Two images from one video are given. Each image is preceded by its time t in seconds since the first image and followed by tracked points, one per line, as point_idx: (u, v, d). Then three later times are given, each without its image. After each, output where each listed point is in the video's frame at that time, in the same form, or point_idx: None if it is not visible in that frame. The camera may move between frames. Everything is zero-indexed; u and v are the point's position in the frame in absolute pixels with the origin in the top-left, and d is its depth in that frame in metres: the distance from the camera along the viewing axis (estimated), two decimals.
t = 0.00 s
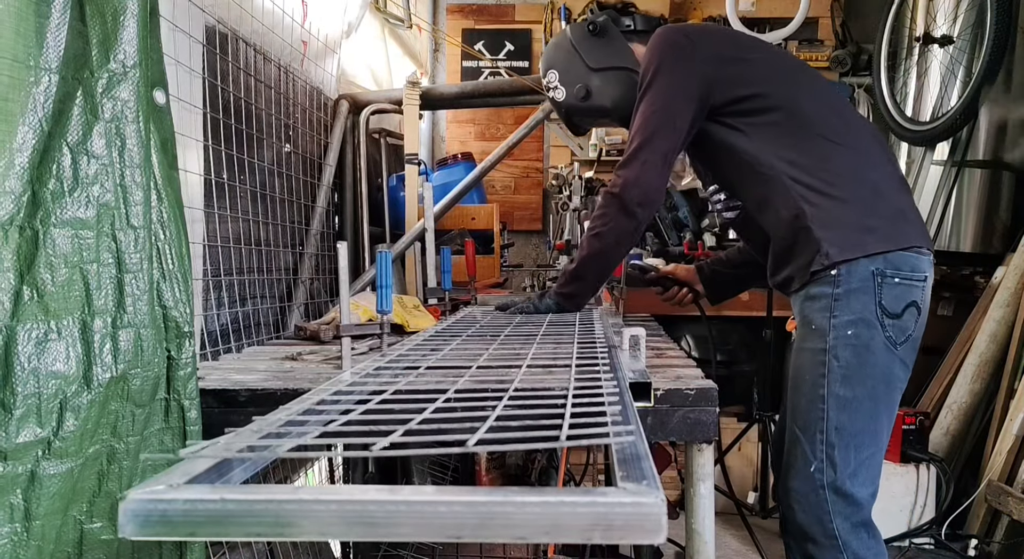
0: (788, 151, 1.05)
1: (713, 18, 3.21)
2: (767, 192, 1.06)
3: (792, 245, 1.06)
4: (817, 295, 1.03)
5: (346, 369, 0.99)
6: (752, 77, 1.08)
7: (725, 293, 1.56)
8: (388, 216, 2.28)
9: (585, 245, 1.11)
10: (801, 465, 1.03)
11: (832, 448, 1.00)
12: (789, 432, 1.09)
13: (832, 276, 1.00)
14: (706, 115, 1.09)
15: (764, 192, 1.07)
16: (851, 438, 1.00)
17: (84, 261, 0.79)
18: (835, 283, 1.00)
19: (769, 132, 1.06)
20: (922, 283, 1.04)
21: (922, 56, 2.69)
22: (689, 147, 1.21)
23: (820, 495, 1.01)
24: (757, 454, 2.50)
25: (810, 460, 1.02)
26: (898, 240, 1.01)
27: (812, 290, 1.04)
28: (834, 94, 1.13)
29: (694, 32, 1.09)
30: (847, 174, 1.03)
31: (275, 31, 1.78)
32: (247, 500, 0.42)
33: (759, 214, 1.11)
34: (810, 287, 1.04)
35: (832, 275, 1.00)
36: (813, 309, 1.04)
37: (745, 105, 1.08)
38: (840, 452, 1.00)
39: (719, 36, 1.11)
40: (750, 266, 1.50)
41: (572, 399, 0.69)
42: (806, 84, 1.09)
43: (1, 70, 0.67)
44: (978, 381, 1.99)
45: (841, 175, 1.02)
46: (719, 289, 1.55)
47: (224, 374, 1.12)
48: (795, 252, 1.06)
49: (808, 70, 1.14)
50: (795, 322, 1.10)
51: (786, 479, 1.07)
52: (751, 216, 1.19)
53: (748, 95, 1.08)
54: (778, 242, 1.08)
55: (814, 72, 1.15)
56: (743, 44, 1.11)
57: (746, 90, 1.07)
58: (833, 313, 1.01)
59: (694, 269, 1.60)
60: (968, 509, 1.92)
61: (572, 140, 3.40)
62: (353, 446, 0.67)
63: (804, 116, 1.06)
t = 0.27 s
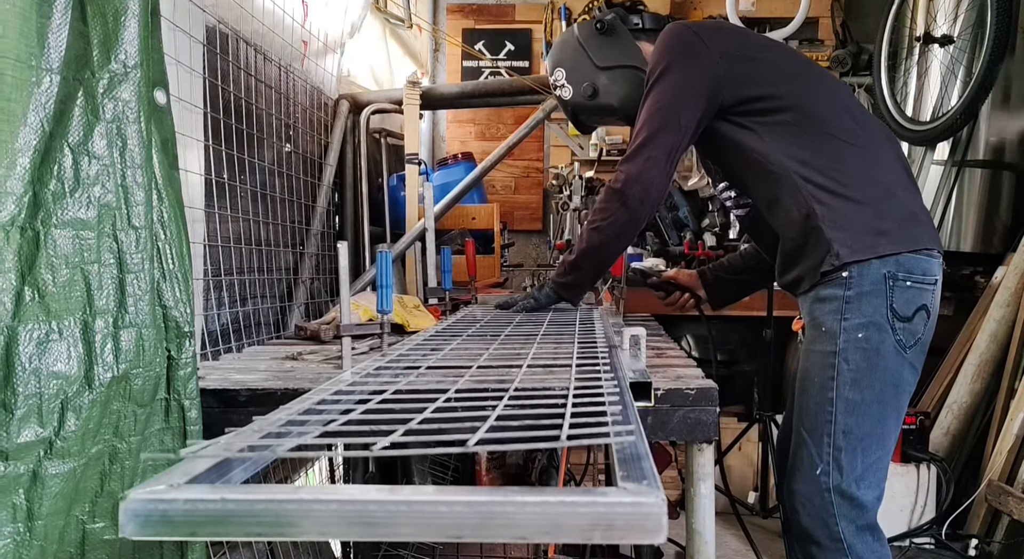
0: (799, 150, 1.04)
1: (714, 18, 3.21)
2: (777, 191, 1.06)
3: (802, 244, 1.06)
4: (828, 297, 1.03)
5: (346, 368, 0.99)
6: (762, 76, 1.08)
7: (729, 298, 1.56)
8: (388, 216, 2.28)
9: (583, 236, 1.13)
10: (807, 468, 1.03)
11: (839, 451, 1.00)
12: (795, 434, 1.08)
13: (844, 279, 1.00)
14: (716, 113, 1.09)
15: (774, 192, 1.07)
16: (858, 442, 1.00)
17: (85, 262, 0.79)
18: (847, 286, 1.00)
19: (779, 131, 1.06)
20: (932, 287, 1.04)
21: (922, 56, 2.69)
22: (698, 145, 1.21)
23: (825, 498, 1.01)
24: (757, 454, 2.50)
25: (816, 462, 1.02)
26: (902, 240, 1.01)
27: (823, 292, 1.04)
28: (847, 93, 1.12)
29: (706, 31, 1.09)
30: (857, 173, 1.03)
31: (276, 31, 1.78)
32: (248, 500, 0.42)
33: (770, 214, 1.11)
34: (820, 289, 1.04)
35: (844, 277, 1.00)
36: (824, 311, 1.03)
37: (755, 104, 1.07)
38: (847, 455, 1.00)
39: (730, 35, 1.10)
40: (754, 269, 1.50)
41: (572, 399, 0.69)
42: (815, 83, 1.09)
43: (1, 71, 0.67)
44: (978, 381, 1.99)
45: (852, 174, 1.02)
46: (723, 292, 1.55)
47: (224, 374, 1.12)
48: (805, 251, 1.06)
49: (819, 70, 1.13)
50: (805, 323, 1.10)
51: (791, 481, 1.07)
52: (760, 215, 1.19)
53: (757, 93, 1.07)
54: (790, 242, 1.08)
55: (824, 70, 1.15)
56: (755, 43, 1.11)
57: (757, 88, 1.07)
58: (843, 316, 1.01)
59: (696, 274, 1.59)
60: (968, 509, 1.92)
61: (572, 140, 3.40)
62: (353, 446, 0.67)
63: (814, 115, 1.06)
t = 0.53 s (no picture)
0: (799, 150, 1.04)
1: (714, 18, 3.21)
2: (777, 191, 1.06)
3: (802, 244, 1.06)
4: (828, 297, 1.03)
5: (346, 368, 0.99)
6: (762, 75, 1.08)
7: (730, 298, 1.55)
8: (388, 215, 2.28)
9: (583, 236, 1.13)
10: (807, 468, 1.03)
11: (839, 451, 1.00)
12: (795, 434, 1.08)
13: (844, 279, 1.00)
14: (716, 113, 1.09)
15: (775, 191, 1.07)
16: (858, 442, 1.00)
17: (85, 262, 0.79)
18: (847, 286, 1.00)
19: (779, 130, 1.06)
20: (932, 286, 1.04)
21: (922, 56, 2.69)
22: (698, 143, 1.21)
23: (826, 499, 1.01)
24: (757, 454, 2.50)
25: (817, 462, 1.02)
26: (903, 240, 1.01)
27: (823, 292, 1.04)
28: (847, 93, 1.12)
29: (706, 31, 1.09)
30: (858, 172, 1.03)
31: (276, 31, 1.78)
32: (247, 500, 0.42)
33: (769, 214, 1.11)
34: (821, 289, 1.04)
35: (845, 277, 1.00)
36: (824, 311, 1.03)
37: (755, 103, 1.07)
38: (848, 455, 1.00)
39: (730, 35, 1.10)
40: (755, 270, 1.50)
41: (572, 399, 0.69)
42: (815, 82, 1.09)
43: None
44: (978, 381, 1.99)
45: (852, 174, 1.02)
46: (724, 292, 1.55)
47: (224, 374, 1.12)
48: (805, 250, 1.06)
49: (819, 69, 1.13)
50: (805, 324, 1.10)
51: (792, 482, 1.07)
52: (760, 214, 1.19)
53: (758, 93, 1.07)
54: (791, 242, 1.08)
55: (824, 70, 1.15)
56: (756, 43, 1.11)
57: (757, 88, 1.07)
58: (844, 316, 1.01)
59: (696, 275, 1.59)
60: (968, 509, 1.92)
61: (572, 140, 3.40)
62: (353, 446, 0.67)
63: (814, 115, 1.06)
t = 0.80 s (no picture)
0: (799, 150, 1.04)
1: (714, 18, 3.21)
2: (777, 191, 1.06)
3: (802, 243, 1.06)
4: (827, 297, 1.03)
5: (346, 368, 0.99)
6: (761, 75, 1.08)
7: (730, 298, 1.56)
8: (387, 215, 2.28)
9: (583, 236, 1.12)
10: (808, 468, 1.03)
11: (839, 451, 1.00)
12: (795, 434, 1.08)
13: (844, 278, 1.00)
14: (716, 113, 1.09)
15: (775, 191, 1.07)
16: (858, 441, 1.00)
17: (86, 262, 0.79)
18: (846, 286, 1.00)
19: (780, 130, 1.06)
20: (932, 286, 1.04)
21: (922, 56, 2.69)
22: (697, 143, 1.21)
23: (826, 499, 1.01)
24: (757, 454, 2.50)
25: (817, 462, 1.02)
26: (903, 240, 1.01)
27: (823, 292, 1.04)
28: (847, 94, 1.12)
29: (707, 31, 1.09)
30: (858, 172, 1.03)
31: (275, 31, 1.78)
32: (247, 500, 0.42)
33: (769, 214, 1.11)
34: (821, 289, 1.04)
35: (844, 277, 1.00)
36: (824, 311, 1.03)
37: (755, 103, 1.07)
38: (848, 455, 1.00)
39: (730, 35, 1.10)
40: (754, 271, 1.50)
41: (572, 399, 0.69)
42: (815, 82, 1.09)
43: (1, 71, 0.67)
44: (978, 381, 1.99)
45: (852, 174, 1.02)
46: (724, 293, 1.55)
47: (223, 374, 1.12)
48: (804, 250, 1.06)
49: (819, 69, 1.13)
50: (805, 324, 1.10)
51: (792, 482, 1.07)
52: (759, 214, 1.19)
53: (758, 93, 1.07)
54: (790, 242, 1.08)
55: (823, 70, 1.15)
56: (756, 43, 1.11)
57: (757, 88, 1.07)
58: (843, 316, 1.01)
59: (696, 276, 1.59)
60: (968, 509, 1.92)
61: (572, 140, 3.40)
62: (352, 446, 0.67)
63: (814, 115, 1.06)
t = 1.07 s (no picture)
0: (799, 151, 1.04)
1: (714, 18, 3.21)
2: (778, 190, 1.06)
3: (802, 243, 1.06)
4: (828, 297, 1.03)
5: (345, 368, 0.99)
6: (762, 76, 1.08)
7: (730, 298, 1.56)
8: (387, 216, 2.28)
9: (583, 236, 1.12)
10: (808, 468, 1.03)
11: (840, 451, 1.00)
12: (796, 434, 1.08)
13: (844, 278, 1.00)
14: (716, 112, 1.09)
15: (776, 191, 1.07)
16: (859, 442, 1.00)
17: (90, 262, 0.79)
18: (847, 286, 1.00)
19: (780, 130, 1.06)
20: (932, 286, 1.04)
21: (922, 56, 2.69)
22: (697, 142, 1.21)
23: (826, 499, 1.01)
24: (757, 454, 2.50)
25: (818, 463, 1.02)
26: (902, 240, 1.01)
27: (823, 292, 1.04)
28: (847, 94, 1.12)
29: (707, 31, 1.09)
30: (858, 172, 1.03)
31: (275, 31, 1.78)
32: (247, 500, 0.42)
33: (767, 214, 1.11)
34: (821, 289, 1.04)
35: (844, 277, 1.00)
36: (824, 311, 1.03)
37: (756, 103, 1.07)
38: (848, 455, 1.00)
39: (730, 35, 1.10)
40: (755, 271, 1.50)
41: (572, 399, 0.69)
42: (815, 82, 1.09)
43: (5, 73, 0.67)
44: (978, 381, 1.99)
45: (853, 174, 1.02)
46: (724, 293, 1.55)
47: (223, 374, 1.12)
48: (804, 250, 1.06)
49: (820, 69, 1.13)
50: (806, 324, 1.10)
51: (793, 482, 1.07)
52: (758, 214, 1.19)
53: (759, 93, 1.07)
54: (791, 242, 1.08)
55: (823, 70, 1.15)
56: (757, 43, 1.11)
57: (758, 88, 1.07)
58: (843, 316, 1.01)
59: (696, 275, 1.59)
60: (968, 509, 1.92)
61: (572, 140, 3.40)
62: (352, 446, 0.67)
63: (814, 115, 1.06)
